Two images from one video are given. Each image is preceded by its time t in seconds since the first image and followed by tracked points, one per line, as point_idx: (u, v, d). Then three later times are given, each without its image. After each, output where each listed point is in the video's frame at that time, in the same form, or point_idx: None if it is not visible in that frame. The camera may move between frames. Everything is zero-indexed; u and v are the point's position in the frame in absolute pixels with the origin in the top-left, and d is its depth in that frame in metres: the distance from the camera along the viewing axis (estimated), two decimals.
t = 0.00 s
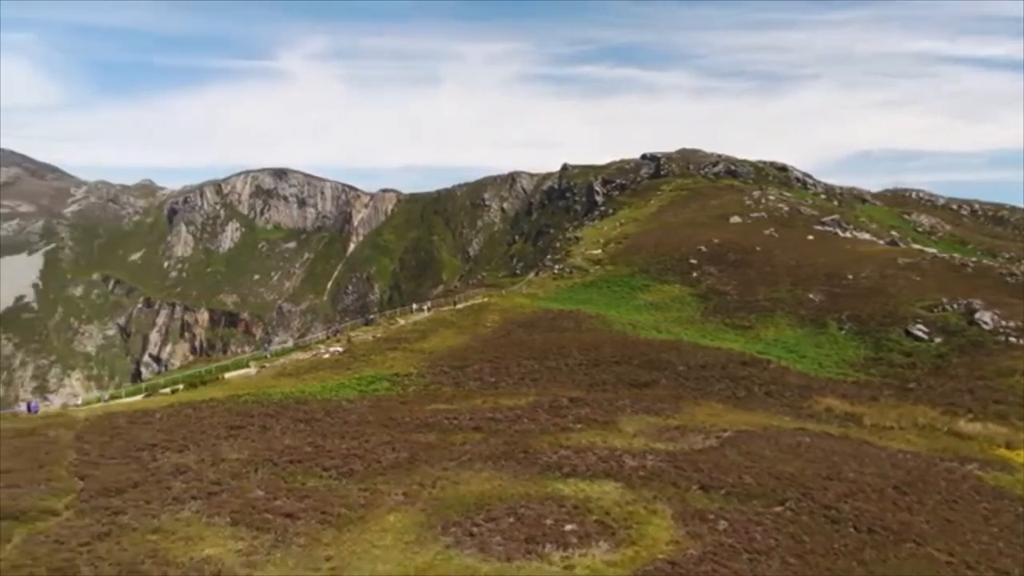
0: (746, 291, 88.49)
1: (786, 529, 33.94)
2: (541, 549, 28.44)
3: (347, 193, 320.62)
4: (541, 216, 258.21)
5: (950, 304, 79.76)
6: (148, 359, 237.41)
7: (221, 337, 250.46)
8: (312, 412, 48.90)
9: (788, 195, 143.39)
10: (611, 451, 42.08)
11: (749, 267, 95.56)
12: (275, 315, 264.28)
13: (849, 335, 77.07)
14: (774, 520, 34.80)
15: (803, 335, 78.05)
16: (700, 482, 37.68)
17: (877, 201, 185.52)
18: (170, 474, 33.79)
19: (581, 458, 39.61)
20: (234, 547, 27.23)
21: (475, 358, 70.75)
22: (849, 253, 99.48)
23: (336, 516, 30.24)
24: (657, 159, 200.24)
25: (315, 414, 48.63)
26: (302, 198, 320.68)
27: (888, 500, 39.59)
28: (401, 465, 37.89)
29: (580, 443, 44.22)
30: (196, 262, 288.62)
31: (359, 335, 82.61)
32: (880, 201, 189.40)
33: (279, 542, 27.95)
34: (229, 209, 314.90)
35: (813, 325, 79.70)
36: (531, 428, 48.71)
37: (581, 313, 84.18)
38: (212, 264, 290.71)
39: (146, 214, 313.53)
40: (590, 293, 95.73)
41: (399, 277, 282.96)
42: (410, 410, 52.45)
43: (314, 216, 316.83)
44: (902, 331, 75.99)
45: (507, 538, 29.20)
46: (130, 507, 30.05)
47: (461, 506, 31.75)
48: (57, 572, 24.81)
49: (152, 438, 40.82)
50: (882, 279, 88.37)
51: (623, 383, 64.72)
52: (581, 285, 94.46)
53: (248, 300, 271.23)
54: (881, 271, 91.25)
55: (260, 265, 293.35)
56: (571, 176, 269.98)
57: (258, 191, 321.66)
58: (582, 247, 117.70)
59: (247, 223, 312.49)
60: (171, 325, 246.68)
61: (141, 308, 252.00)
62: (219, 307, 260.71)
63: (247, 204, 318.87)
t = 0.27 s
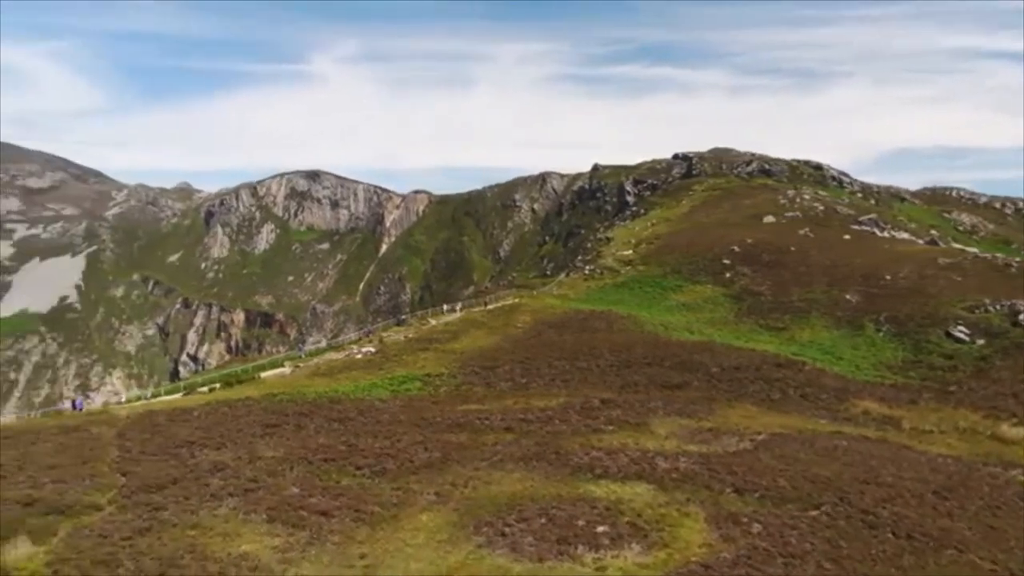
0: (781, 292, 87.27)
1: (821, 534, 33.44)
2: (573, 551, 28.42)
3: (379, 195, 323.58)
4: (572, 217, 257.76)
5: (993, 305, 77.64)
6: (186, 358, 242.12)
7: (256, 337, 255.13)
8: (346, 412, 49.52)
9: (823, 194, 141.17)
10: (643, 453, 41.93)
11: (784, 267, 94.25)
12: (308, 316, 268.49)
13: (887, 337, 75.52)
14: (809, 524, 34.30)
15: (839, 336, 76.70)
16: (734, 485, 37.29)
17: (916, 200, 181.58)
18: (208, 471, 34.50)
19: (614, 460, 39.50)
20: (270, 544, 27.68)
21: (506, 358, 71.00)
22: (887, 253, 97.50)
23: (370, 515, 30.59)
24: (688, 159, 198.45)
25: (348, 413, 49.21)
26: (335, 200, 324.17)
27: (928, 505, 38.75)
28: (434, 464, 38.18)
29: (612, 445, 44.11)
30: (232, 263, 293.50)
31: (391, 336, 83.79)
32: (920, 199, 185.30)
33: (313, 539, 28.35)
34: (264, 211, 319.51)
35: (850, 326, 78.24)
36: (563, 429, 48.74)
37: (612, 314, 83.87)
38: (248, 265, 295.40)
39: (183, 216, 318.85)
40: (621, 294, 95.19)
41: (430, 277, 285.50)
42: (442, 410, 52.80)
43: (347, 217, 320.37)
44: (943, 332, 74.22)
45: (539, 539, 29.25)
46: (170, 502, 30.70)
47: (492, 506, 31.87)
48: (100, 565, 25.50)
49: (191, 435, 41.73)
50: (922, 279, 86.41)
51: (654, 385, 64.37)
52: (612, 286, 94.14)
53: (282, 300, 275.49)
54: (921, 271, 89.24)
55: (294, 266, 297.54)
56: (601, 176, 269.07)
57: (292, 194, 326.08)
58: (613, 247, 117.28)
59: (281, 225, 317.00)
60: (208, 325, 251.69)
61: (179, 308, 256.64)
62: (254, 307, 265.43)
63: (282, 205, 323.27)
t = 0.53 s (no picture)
0: (826, 293, 85.61)
1: (868, 539, 32.80)
2: (613, 552, 28.42)
3: (419, 197, 326.54)
4: (612, 217, 256.57)
5: None
6: (231, 358, 243.16)
7: (299, 337, 259.67)
8: (388, 411, 50.16)
9: (870, 193, 137.88)
10: (685, 455, 41.65)
11: (829, 268, 92.40)
12: (350, 317, 272.31)
13: (937, 340, 73.53)
14: (855, 529, 33.69)
15: (887, 338, 74.93)
16: (777, 488, 36.79)
17: (966, 197, 176.50)
18: (255, 468, 35.33)
19: (654, 461, 39.31)
20: (315, 540, 28.32)
21: (546, 360, 71.09)
22: (936, 253, 94.97)
23: (412, 513, 31.01)
24: (730, 158, 195.72)
25: (390, 413, 49.86)
26: (376, 202, 327.43)
27: (980, 511, 37.73)
28: (474, 464, 38.53)
29: (652, 446, 43.95)
30: (276, 264, 297.99)
31: (431, 336, 85.10)
32: (970, 197, 180.16)
33: (357, 536, 28.88)
34: (306, 213, 323.09)
35: (898, 328, 76.29)
36: (603, 430, 48.66)
37: (652, 314, 83.31)
38: (291, 266, 299.87)
39: (229, 219, 318.24)
40: (661, 294, 94.42)
41: (470, 279, 288.16)
42: (482, 410, 53.08)
43: (388, 219, 323.94)
44: (996, 334, 72.11)
45: (580, 539, 29.28)
46: (219, 498, 31.54)
47: (532, 506, 32.03)
48: (153, 558, 26.39)
49: (238, 433, 42.81)
50: (974, 280, 83.98)
51: (696, 387, 63.75)
52: (652, 286, 93.40)
53: (324, 302, 279.30)
54: (972, 271, 86.73)
55: (336, 267, 301.70)
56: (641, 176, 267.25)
57: (334, 196, 329.33)
58: (653, 248, 116.21)
59: (323, 227, 320.61)
60: (253, 326, 256.02)
61: (225, 309, 257.99)
62: (298, 308, 269.79)
63: (324, 208, 326.53)
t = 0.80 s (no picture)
0: (871, 294, 83.86)
1: (914, 545, 32.22)
2: (653, 553, 28.45)
3: (457, 199, 329.33)
4: (650, 218, 254.76)
5: None
6: (274, 357, 246.45)
7: (340, 337, 263.18)
8: (427, 411, 50.75)
9: (917, 191, 134.47)
10: (725, 458, 41.37)
11: (874, 268, 90.50)
12: (390, 317, 275.52)
13: (988, 343, 71.75)
14: (901, 534, 33.12)
15: (935, 340, 73.23)
16: (820, 492, 36.31)
17: (1019, 194, 170.99)
18: (299, 465, 36.17)
19: (695, 463, 39.10)
20: (359, 535, 28.94)
21: (584, 361, 71.21)
22: (987, 253, 92.31)
23: (452, 510, 31.43)
24: (771, 157, 192.77)
25: (429, 412, 50.43)
26: (414, 204, 329.75)
27: None
28: (513, 463, 38.84)
29: (691, 448, 43.78)
30: (317, 267, 297.17)
31: (470, 335, 86.99)
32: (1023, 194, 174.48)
33: (399, 532, 29.42)
34: (347, 216, 322.33)
35: (947, 330, 74.49)
36: (641, 431, 48.56)
37: (691, 316, 82.71)
38: (332, 268, 298.97)
39: (271, 222, 315.28)
40: (701, 296, 93.66)
41: (508, 280, 291.10)
42: (521, 411, 53.42)
43: (426, 220, 326.45)
44: None
45: (619, 540, 29.35)
46: (266, 494, 32.39)
47: (572, 506, 32.19)
48: (204, 550, 27.30)
49: (282, 431, 43.87)
50: None
51: (736, 389, 63.14)
52: (692, 287, 92.62)
53: (364, 302, 282.68)
54: None
55: (376, 269, 303.64)
56: (680, 176, 264.75)
57: (373, 198, 330.55)
58: (692, 248, 115.15)
59: (363, 229, 320.82)
60: (294, 326, 258.41)
61: (268, 309, 261.25)
62: (338, 309, 273.76)
63: (364, 210, 326.70)
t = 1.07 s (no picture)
0: (914, 295, 82.24)
1: (957, 550, 31.66)
2: (690, 553, 28.54)
3: (491, 200, 331.37)
4: (686, 218, 252.65)
5: None
6: (313, 356, 250.04)
7: (376, 337, 265.71)
8: (464, 410, 51.35)
9: (963, 189, 131.14)
10: (763, 459, 41.18)
11: (917, 269, 88.69)
12: (425, 318, 277.71)
13: None
14: (944, 539, 32.59)
15: (981, 343, 72.46)
16: (861, 495, 35.92)
17: None
18: (341, 462, 36.99)
19: (732, 465, 38.98)
20: (399, 531, 29.57)
21: (620, 362, 71.40)
22: None
23: (490, 508, 31.87)
24: (811, 155, 189.65)
25: (466, 412, 51.06)
26: (449, 205, 331.70)
27: None
28: (550, 463, 39.18)
29: (729, 450, 43.60)
30: (353, 267, 301.66)
31: (505, 336, 88.25)
32: None
33: (438, 530, 29.98)
34: (383, 218, 325.46)
35: (993, 332, 73.63)
36: (678, 433, 48.60)
37: (728, 316, 82.16)
38: (368, 268, 303.07)
39: (309, 223, 320.73)
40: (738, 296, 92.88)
41: (543, 280, 291.68)
42: (557, 411, 53.72)
43: (461, 221, 328.14)
44: None
45: (656, 541, 29.48)
46: (309, 490, 33.24)
47: (608, 506, 32.34)
48: (251, 543, 28.19)
49: (324, 429, 44.86)
50: None
51: (775, 390, 62.60)
52: (729, 288, 91.78)
53: (401, 303, 285.48)
54: None
55: (411, 269, 306.33)
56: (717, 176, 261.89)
57: (409, 200, 332.78)
58: (730, 249, 113.98)
59: (399, 230, 323.73)
60: (332, 326, 262.23)
61: (306, 309, 265.45)
62: (375, 309, 276.82)
63: (400, 212, 329.48)
